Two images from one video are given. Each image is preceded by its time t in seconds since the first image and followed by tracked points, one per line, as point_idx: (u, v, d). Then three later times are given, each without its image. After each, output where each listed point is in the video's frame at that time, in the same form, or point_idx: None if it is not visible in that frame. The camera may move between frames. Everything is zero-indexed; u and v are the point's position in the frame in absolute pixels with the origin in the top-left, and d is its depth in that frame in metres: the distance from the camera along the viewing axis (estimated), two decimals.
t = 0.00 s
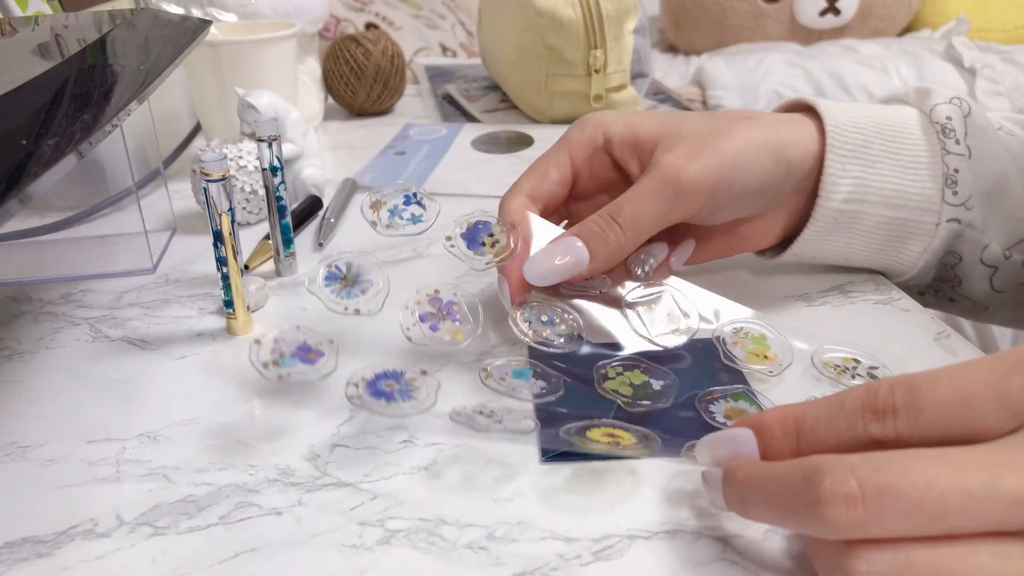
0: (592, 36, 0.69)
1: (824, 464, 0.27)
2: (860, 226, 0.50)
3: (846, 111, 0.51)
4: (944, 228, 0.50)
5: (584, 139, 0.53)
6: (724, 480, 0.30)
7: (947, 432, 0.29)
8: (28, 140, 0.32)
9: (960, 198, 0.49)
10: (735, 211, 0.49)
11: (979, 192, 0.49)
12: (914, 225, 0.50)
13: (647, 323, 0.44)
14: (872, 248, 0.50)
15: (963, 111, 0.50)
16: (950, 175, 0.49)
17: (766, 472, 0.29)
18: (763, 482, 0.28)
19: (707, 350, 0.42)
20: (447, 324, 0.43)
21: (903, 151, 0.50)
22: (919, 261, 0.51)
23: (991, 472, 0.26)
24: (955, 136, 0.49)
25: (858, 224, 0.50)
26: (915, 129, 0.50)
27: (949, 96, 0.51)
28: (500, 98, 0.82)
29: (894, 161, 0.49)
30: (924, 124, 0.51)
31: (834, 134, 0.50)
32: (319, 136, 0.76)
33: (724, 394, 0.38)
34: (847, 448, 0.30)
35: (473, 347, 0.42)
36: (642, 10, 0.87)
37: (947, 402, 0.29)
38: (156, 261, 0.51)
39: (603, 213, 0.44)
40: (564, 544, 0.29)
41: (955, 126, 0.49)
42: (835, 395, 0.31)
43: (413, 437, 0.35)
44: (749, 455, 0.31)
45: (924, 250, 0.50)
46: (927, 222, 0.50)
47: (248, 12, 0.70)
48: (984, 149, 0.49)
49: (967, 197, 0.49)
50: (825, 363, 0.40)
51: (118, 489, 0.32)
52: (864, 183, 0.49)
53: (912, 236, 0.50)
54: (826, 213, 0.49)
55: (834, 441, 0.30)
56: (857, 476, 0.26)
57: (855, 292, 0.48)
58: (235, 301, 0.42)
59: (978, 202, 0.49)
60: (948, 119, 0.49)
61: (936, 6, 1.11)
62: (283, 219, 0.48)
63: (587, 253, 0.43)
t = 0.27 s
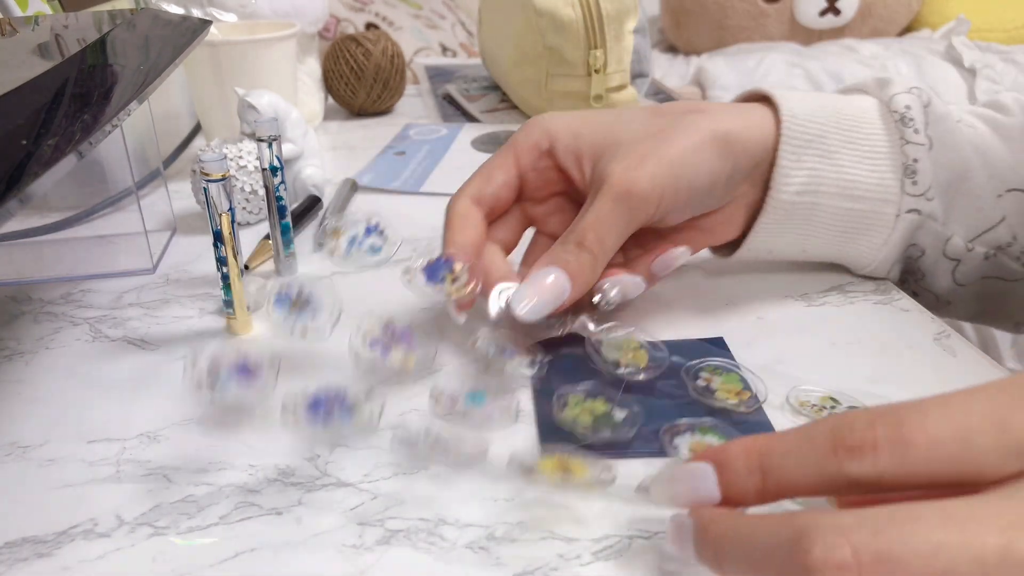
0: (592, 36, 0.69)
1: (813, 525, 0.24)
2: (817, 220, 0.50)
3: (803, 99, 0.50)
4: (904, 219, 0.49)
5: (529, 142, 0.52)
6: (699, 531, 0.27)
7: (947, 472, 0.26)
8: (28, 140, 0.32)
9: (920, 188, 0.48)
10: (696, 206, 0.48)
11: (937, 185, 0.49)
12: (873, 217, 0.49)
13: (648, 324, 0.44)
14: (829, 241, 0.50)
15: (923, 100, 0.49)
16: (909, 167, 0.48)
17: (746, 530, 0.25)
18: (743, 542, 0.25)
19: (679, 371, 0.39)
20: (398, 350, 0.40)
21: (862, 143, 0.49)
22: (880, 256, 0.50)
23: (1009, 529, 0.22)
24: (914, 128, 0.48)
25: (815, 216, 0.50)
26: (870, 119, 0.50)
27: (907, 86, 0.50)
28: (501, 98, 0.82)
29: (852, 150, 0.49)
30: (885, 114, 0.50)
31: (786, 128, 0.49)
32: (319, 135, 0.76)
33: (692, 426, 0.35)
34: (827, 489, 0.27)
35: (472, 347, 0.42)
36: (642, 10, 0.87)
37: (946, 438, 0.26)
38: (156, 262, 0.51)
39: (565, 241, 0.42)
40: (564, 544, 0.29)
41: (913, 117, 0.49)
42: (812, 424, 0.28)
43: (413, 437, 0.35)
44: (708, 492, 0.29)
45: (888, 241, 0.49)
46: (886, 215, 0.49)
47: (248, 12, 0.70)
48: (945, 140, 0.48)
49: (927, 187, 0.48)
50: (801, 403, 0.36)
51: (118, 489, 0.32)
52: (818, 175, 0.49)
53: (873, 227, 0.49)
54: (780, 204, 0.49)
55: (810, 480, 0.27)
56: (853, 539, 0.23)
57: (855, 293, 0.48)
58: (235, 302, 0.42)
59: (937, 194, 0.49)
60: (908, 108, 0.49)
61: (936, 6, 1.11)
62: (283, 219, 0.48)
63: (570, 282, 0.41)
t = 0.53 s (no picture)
0: (592, 36, 0.69)
1: (803, 554, 0.24)
2: (802, 234, 0.49)
3: (785, 114, 0.50)
4: (892, 232, 0.48)
5: (513, 168, 0.49)
6: (687, 560, 0.27)
7: (934, 488, 0.26)
8: (28, 140, 0.32)
9: (908, 201, 0.47)
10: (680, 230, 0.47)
11: (927, 195, 0.48)
12: (860, 230, 0.48)
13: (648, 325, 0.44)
14: (815, 253, 0.49)
15: (907, 112, 0.49)
16: (897, 180, 0.48)
17: (735, 558, 0.25)
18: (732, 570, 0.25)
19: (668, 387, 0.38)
20: (388, 391, 0.38)
21: (847, 156, 0.48)
22: (869, 267, 0.49)
23: (993, 552, 0.23)
24: (901, 139, 0.48)
25: (801, 229, 0.48)
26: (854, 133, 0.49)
27: (892, 98, 0.50)
28: (501, 98, 0.82)
29: (840, 166, 0.48)
30: (868, 126, 0.49)
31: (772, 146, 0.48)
32: (319, 135, 0.76)
33: (680, 442, 0.34)
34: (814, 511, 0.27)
35: (472, 347, 0.42)
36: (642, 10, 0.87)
37: (932, 458, 0.26)
38: (156, 262, 0.51)
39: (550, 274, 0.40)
40: (564, 544, 0.29)
41: (899, 129, 0.48)
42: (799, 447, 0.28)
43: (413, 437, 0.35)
44: (704, 519, 0.28)
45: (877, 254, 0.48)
46: (874, 228, 0.48)
47: (248, 12, 0.70)
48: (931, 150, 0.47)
49: (914, 199, 0.47)
50: (793, 408, 0.36)
51: (118, 489, 0.32)
52: (804, 189, 0.48)
53: (858, 241, 0.48)
54: (764, 222, 0.48)
55: (797, 504, 0.27)
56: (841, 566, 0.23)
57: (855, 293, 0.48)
58: (235, 302, 0.42)
59: (927, 205, 0.48)
60: (892, 120, 0.48)
61: (936, 6, 1.11)
62: (284, 219, 0.48)
63: (556, 323, 0.39)
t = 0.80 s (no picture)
0: (592, 36, 0.69)
1: (822, 509, 0.23)
2: (825, 207, 0.50)
3: (818, 90, 0.50)
4: (909, 214, 0.49)
5: (555, 94, 0.56)
6: (709, 498, 0.27)
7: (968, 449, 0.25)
8: (28, 140, 0.32)
9: (927, 184, 0.48)
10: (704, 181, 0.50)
11: (947, 181, 0.48)
12: (879, 207, 0.49)
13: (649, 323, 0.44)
14: (832, 230, 0.50)
15: (933, 97, 0.49)
16: (920, 162, 0.48)
17: (754, 502, 0.25)
18: (750, 512, 0.25)
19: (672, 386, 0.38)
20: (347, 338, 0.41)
21: (874, 133, 0.50)
22: (886, 247, 0.50)
23: (1023, 523, 0.22)
24: (926, 125, 0.48)
25: (822, 202, 0.50)
26: (885, 116, 0.50)
27: (919, 85, 0.51)
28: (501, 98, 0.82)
29: (863, 143, 0.49)
30: (896, 110, 0.50)
31: (804, 117, 0.49)
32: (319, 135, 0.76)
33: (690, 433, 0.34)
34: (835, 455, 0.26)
35: (472, 347, 0.42)
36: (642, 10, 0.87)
37: (967, 415, 0.25)
38: (156, 262, 0.51)
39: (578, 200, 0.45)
40: (564, 544, 0.29)
41: (928, 114, 0.48)
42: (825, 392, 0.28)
43: (413, 437, 0.35)
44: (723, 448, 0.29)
45: (895, 235, 0.49)
46: (894, 207, 0.49)
47: (248, 12, 0.70)
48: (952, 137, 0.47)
49: (934, 182, 0.48)
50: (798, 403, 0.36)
51: (118, 489, 0.32)
52: (830, 160, 0.49)
53: (875, 219, 0.49)
54: (789, 189, 0.50)
55: (817, 444, 0.27)
56: (862, 524, 0.23)
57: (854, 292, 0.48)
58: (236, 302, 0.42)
59: (945, 190, 0.48)
60: (919, 103, 0.49)
61: (936, 6, 1.11)
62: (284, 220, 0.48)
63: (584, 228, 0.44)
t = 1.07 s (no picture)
0: (592, 36, 0.71)
1: (809, 420, 0.26)
2: (913, 211, 0.50)
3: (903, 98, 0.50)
4: (999, 217, 0.48)
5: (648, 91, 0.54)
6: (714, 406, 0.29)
7: (956, 384, 0.27)
8: (27, 139, 0.32)
9: (1015, 185, 0.47)
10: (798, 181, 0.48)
11: None
12: (964, 213, 0.49)
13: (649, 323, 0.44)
14: (920, 233, 0.50)
15: (1014, 101, 0.49)
16: (1004, 166, 0.47)
17: (748, 412, 0.27)
18: (743, 421, 0.27)
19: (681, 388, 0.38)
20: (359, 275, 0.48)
21: (960, 139, 0.49)
22: (977, 252, 0.49)
23: (981, 445, 0.24)
24: (1007, 126, 0.48)
25: (911, 207, 0.49)
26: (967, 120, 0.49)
27: (1000, 89, 0.50)
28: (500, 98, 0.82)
29: (950, 148, 0.49)
30: (978, 117, 0.50)
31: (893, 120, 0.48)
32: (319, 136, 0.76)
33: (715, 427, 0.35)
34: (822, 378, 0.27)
35: (472, 346, 0.42)
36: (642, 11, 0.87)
37: (957, 352, 0.26)
38: (156, 262, 0.51)
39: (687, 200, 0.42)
40: (564, 544, 0.29)
41: (1005, 119, 0.48)
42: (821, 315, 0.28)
43: (413, 437, 0.35)
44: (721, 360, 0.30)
45: (982, 239, 0.49)
46: (979, 211, 0.49)
47: (248, 12, 0.70)
48: None
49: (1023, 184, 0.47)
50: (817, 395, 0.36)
51: (117, 489, 0.32)
52: (920, 165, 0.49)
53: (966, 224, 0.49)
54: (878, 195, 0.49)
55: (808, 368, 0.27)
56: (841, 439, 0.25)
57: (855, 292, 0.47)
58: (235, 302, 0.42)
59: None
60: (1000, 109, 0.49)
61: (936, 6, 1.11)
62: (283, 220, 0.48)
63: (706, 219, 0.39)
